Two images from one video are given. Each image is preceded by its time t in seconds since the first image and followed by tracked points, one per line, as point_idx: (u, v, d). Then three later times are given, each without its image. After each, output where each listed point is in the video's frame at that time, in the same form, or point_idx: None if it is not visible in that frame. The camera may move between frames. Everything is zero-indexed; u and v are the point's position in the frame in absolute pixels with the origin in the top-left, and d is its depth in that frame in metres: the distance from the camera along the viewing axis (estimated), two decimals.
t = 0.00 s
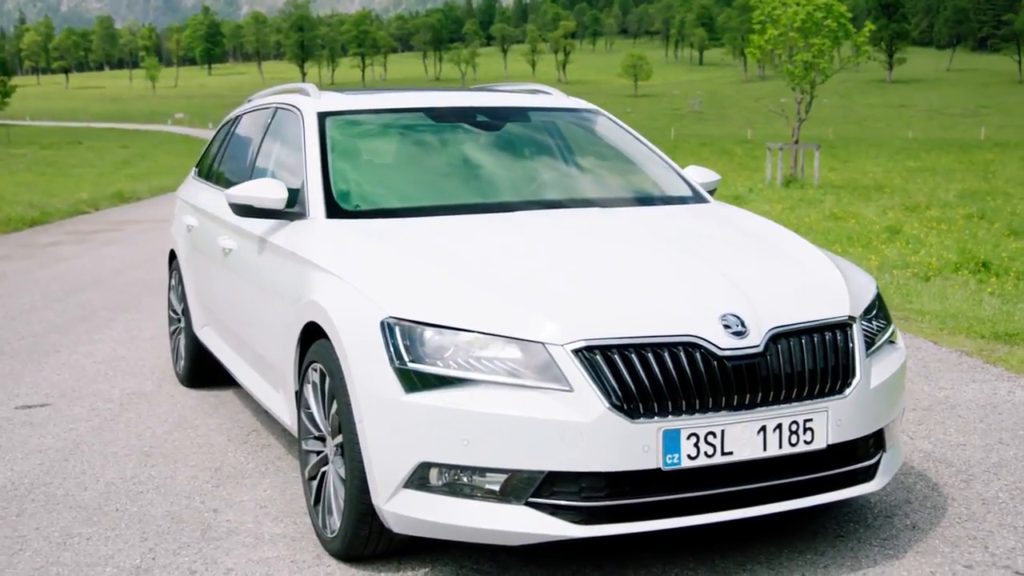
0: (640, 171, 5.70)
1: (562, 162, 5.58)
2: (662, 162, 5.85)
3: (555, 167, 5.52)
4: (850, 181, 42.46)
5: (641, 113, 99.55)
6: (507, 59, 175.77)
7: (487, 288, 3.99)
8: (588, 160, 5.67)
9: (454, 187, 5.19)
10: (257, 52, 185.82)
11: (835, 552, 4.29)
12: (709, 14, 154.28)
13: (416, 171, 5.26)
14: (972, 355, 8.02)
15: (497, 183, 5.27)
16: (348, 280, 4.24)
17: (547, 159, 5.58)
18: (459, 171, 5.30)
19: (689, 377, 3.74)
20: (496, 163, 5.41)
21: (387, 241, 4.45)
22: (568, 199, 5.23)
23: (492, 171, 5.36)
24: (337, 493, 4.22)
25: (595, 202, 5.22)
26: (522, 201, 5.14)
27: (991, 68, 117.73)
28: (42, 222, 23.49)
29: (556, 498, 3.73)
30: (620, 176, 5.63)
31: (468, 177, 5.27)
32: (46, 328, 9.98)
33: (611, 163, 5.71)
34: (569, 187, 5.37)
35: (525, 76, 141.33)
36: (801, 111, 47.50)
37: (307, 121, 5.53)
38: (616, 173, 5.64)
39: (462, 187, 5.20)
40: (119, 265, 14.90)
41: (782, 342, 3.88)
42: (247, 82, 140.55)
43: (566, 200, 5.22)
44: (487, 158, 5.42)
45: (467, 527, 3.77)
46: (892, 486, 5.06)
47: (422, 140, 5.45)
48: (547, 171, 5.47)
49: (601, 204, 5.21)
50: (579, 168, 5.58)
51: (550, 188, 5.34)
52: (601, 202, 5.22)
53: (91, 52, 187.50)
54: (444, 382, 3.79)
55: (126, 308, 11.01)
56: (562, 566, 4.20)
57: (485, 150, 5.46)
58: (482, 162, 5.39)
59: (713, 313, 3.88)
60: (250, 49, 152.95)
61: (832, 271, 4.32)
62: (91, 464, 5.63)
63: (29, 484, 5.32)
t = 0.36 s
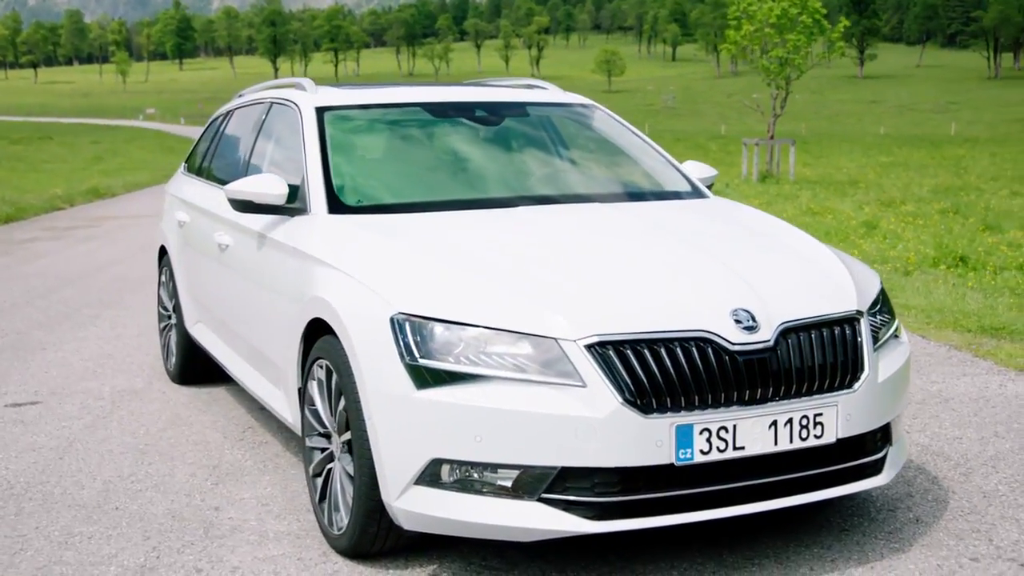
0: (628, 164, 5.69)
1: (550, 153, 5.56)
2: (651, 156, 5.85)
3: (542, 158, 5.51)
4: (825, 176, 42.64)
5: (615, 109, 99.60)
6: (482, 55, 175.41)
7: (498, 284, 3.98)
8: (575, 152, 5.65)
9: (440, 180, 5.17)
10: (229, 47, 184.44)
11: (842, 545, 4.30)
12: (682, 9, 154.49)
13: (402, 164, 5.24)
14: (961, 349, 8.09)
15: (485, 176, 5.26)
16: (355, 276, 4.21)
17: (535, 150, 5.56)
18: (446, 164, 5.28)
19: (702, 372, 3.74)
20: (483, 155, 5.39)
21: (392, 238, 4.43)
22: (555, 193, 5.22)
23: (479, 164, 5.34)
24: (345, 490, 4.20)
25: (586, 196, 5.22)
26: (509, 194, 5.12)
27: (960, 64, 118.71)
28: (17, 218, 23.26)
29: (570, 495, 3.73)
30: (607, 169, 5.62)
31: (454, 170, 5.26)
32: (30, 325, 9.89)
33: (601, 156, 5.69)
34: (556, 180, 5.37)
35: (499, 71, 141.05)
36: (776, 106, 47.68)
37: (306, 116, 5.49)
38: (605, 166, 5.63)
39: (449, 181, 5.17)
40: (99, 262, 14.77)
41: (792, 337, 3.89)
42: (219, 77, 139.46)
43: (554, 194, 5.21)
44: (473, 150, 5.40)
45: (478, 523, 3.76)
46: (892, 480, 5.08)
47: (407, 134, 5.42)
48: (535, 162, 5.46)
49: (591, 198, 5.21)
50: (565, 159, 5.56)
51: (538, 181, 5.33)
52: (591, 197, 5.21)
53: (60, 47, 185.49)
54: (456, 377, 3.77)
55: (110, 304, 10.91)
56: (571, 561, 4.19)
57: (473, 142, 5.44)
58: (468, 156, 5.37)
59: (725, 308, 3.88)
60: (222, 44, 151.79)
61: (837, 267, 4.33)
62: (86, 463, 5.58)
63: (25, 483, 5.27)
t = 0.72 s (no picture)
0: (616, 156, 5.69)
1: (538, 146, 5.54)
2: (638, 148, 5.85)
3: (530, 151, 5.49)
4: (800, 172, 42.76)
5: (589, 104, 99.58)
6: (454, 52, 174.80)
7: (509, 279, 3.97)
8: (561, 143, 5.63)
9: (426, 175, 5.15)
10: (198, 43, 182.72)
11: (847, 540, 4.31)
12: (654, 6, 154.55)
13: (388, 159, 5.20)
14: (949, 342, 8.16)
15: (472, 169, 5.23)
16: (363, 272, 4.20)
17: (523, 143, 5.54)
18: (435, 158, 5.26)
19: (713, 368, 3.74)
20: (470, 149, 5.36)
21: (398, 233, 4.41)
22: (548, 188, 5.21)
23: (467, 157, 5.31)
24: (354, 488, 4.19)
25: (579, 191, 5.21)
26: (500, 189, 5.11)
27: (929, 60, 119.77)
28: None
29: (583, 490, 3.73)
30: (596, 162, 5.61)
31: (441, 164, 5.23)
32: (14, 323, 9.79)
33: (588, 148, 5.68)
34: (544, 173, 5.36)
35: (471, 67, 140.61)
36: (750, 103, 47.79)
37: (305, 111, 5.46)
38: (592, 158, 5.62)
39: (436, 176, 5.15)
40: (79, 259, 14.64)
41: (802, 331, 3.90)
42: (189, 74, 138.31)
43: (542, 189, 5.20)
44: (460, 143, 5.37)
45: (490, 521, 3.75)
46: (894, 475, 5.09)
47: (392, 129, 5.38)
48: (523, 155, 5.44)
49: (582, 192, 5.20)
50: (551, 151, 5.54)
51: (526, 174, 5.32)
52: (583, 192, 5.21)
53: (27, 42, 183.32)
54: (468, 374, 3.77)
55: (93, 303, 10.81)
56: (579, 557, 4.19)
57: (466, 137, 5.42)
58: (455, 149, 5.34)
59: (734, 304, 3.89)
60: (192, 40, 150.36)
61: (843, 263, 4.35)
62: (84, 461, 5.54)
63: (24, 483, 5.21)
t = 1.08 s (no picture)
0: (603, 151, 5.68)
1: (529, 142, 5.53)
2: (627, 144, 5.85)
3: (520, 146, 5.46)
4: (775, 170, 42.97)
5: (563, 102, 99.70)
6: (427, 49, 174.50)
7: (519, 275, 3.97)
8: (550, 138, 5.62)
9: (414, 171, 5.12)
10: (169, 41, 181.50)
11: (852, 536, 4.34)
12: (627, 4, 154.83)
13: (381, 155, 5.17)
14: (939, 339, 8.23)
15: (460, 164, 5.21)
16: (372, 270, 4.19)
17: (512, 138, 5.52)
18: (430, 156, 5.24)
19: (725, 363, 3.76)
20: (461, 146, 5.34)
21: (405, 231, 4.41)
22: (542, 184, 5.19)
23: (454, 154, 5.28)
24: (363, 487, 4.18)
25: (575, 188, 5.20)
26: (495, 186, 5.08)
27: (900, 59, 120.72)
28: None
29: (597, 488, 3.74)
30: (592, 160, 5.60)
31: (428, 160, 5.20)
32: None
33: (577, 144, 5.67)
34: (534, 168, 5.34)
35: (445, 65, 140.36)
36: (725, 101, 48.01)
37: (305, 110, 5.44)
38: (579, 154, 5.61)
39: (424, 171, 5.13)
40: (58, 258, 14.50)
41: (811, 328, 3.92)
42: (161, 71, 137.36)
43: (534, 185, 5.19)
44: (447, 139, 5.34)
45: (504, 518, 3.76)
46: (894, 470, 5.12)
47: (384, 126, 5.35)
48: (512, 149, 5.41)
49: (571, 189, 5.19)
50: (540, 146, 5.52)
51: (515, 169, 5.29)
52: (576, 189, 5.19)
53: None
54: (480, 371, 3.77)
55: (78, 302, 10.73)
56: (589, 555, 4.20)
57: (462, 135, 5.40)
58: (452, 147, 5.32)
59: (744, 301, 3.91)
60: (163, 37, 149.26)
61: (848, 260, 4.37)
62: (82, 462, 5.49)
63: (23, 484, 5.17)
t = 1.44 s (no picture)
0: (597, 150, 5.68)
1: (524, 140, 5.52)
2: (622, 143, 5.85)
3: (507, 142, 5.46)
4: (750, 169, 43.17)
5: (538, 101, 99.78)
6: (401, 49, 174.10)
7: (530, 275, 3.97)
8: (537, 134, 5.61)
9: (400, 169, 5.11)
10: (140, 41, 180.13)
11: (857, 531, 4.36)
12: (600, 4, 155.04)
13: (377, 154, 5.16)
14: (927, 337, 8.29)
15: (454, 164, 5.20)
16: (380, 270, 4.19)
17: (499, 134, 5.51)
18: (425, 154, 5.23)
19: (736, 361, 3.78)
20: (456, 145, 5.33)
21: (410, 230, 4.40)
22: (535, 184, 5.18)
23: (439, 151, 5.27)
24: (372, 488, 4.18)
25: (572, 188, 5.20)
26: (489, 186, 5.07)
27: (871, 59, 121.77)
28: None
29: (609, 485, 3.75)
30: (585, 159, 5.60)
31: (414, 157, 5.19)
32: None
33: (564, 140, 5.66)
34: (526, 167, 5.33)
35: (419, 64, 140.02)
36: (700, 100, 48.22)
37: (305, 110, 5.43)
38: (566, 150, 5.60)
39: (410, 169, 5.11)
40: (38, 259, 14.40)
41: (819, 325, 3.95)
42: (132, 71, 136.26)
43: (527, 184, 5.18)
44: (433, 137, 5.32)
45: (519, 516, 3.76)
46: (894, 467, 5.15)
47: (381, 125, 5.34)
48: (500, 145, 5.41)
49: (560, 187, 5.20)
50: (527, 142, 5.51)
51: (502, 165, 5.29)
52: (571, 190, 5.18)
53: None
54: (493, 370, 3.77)
55: (62, 304, 10.65)
56: (597, 553, 4.21)
57: (459, 134, 5.39)
58: (446, 146, 5.30)
59: (754, 299, 3.93)
60: (134, 37, 148.10)
61: (851, 258, 4.41)
62: (80, 464, 5.45)
63: (22, 487, 5.12)
